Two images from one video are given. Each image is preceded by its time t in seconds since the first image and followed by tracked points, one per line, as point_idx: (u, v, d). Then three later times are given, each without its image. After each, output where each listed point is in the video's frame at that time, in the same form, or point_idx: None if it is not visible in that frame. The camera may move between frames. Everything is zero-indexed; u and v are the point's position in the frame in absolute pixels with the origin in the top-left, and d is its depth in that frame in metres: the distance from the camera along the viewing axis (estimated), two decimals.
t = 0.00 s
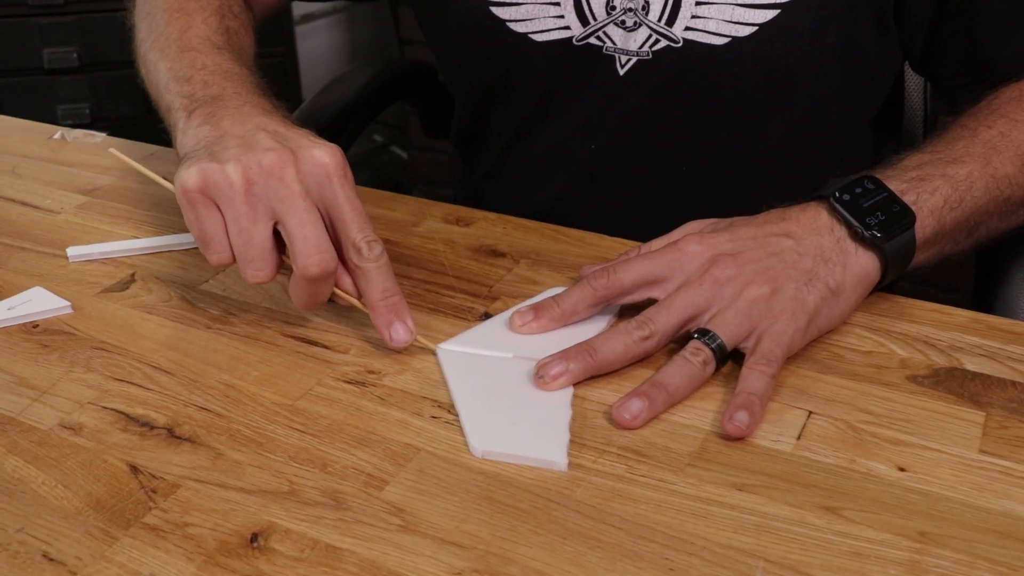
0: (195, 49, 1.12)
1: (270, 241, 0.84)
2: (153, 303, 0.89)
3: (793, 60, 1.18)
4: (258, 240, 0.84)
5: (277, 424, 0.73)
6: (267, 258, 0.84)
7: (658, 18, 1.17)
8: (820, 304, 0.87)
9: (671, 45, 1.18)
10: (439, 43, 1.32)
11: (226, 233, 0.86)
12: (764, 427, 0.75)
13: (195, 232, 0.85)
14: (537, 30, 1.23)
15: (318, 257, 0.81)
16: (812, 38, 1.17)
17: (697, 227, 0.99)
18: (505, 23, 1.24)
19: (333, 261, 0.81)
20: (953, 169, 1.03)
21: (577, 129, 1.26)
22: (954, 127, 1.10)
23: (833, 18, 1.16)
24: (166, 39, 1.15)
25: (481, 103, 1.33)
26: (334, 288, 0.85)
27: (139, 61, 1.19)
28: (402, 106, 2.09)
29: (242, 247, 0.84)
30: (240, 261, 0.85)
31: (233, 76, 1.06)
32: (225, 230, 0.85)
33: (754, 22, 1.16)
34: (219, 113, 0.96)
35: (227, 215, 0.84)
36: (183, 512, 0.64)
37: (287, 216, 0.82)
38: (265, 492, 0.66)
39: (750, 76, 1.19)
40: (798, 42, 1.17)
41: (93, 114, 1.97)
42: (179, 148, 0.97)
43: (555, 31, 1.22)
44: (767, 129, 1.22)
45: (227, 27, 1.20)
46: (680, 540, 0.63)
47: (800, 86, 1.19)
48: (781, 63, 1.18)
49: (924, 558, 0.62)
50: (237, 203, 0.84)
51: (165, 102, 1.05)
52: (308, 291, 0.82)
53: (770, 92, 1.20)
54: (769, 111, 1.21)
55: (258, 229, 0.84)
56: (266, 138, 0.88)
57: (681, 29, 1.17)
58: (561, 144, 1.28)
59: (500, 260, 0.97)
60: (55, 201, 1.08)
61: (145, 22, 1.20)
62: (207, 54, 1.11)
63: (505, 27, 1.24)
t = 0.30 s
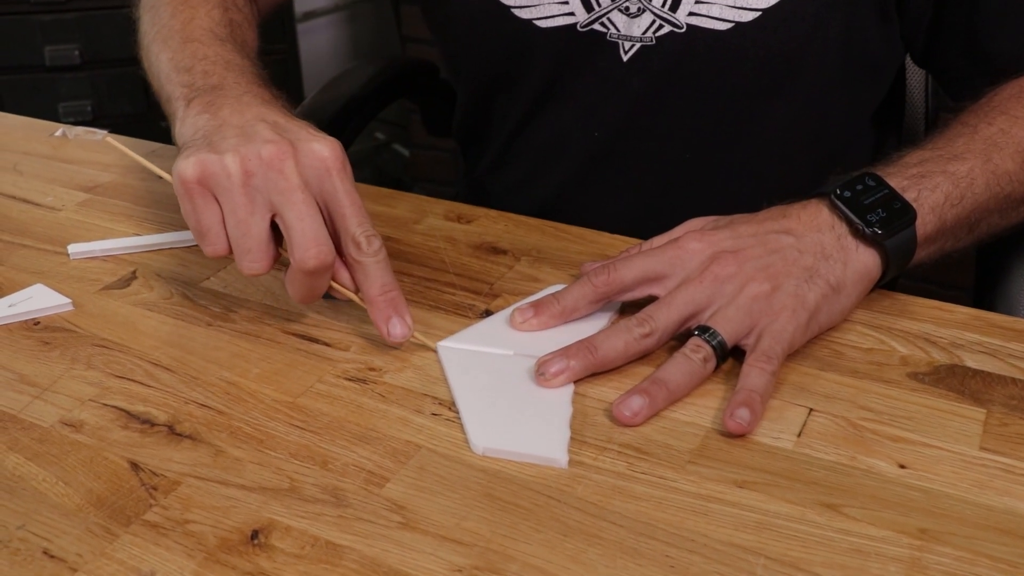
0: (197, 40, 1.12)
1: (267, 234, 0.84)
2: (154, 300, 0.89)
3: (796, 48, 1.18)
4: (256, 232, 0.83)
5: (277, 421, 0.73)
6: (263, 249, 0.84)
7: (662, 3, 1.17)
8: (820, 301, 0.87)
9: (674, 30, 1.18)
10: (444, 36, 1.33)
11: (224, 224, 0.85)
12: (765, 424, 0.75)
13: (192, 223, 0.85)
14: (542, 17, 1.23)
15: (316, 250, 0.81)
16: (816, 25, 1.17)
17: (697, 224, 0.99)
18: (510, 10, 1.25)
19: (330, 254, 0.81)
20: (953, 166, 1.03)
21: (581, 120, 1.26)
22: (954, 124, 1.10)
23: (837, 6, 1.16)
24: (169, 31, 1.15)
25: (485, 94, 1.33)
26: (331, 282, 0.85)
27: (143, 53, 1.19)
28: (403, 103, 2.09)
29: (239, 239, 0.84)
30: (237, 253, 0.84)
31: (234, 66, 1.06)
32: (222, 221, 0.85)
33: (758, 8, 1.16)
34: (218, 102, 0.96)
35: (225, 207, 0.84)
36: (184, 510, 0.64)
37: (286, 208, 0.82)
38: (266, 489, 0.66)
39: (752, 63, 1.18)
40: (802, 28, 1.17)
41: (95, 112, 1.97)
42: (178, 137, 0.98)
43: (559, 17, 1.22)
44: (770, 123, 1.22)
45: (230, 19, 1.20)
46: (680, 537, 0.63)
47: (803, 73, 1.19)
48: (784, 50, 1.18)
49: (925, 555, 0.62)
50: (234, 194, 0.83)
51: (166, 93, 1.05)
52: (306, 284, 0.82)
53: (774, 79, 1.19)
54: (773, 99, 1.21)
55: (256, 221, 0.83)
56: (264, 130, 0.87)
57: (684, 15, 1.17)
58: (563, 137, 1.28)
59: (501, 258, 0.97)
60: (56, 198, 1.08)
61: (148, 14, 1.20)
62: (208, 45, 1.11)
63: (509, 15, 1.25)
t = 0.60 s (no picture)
0: (224, 41, 1.12)
1: (317, 214, 0.83)
2: (155, 298, 0.89)
3: (800, 40, 1.18)
4: (306, 212, 0.83)
5: (278, 419, 0.73)
6: (314, 230, 0.84)
7: None
8: (820, 300, 0.87)
9: (679, 23, 1.18)
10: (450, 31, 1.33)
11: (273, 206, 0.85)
12: (765, 423, 0.75)
13: (241, 205, 0.85)
14: (548, 10, 1.23)
15: (370, 227, 0.81)
16: (820, 19, 1.17)
17: (698, 223, 0.99)
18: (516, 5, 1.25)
19: (384, 231, 0.81)
20: (953, 165, 1.03)
21: (584, 116, 1.26)
22: (954, 123, 1.10)
23: None
24: (194, 35, 1.15)
25: (490, 90, 1.33)
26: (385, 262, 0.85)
27: (166, 60, 1.19)
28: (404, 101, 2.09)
29: (290, 220, 0.83)
30: (288, 234, 0.84)
31: (266, 63, 1.06)
32: (272, 202, 0.85)
33: None
34: (258, 96, 0.96)
35: (275, 187, 0.84)
36: (185, 506, 0.64)
37: (336, 187, 0.82)
38: (266, 486, 0.66)
39: (756, 55, 1.19)
40: (807, 22, 1.17)
41: (97, 110, 1.98)
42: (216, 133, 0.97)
43: (565, 11, 1.22)
44: (772, 120, 1.22)
45: (253, 21, 1.20)
46: (680, 535, 0.63)
47: (805, 66, 1.19)
48: (788, 42, 1.18)
49: (924, 553, 0.62)
50: (284, 174, 0.83)
51: (197, 92, 1.05)
52: (359, 262, 0.82)
53: (779, 73, 1.20)
54: (777, 94, 1.21)
55: (305, 201, 0.83)
56: (312, 114, 0.87)
57: (689, 7, 1.18)
58: (567, 133, 1.28)
59: (502, 256, 0.98)
60: (58, 195, 1.08)
61: (170, 22, 1.21)
62: (236, 45, 1.11)
63: (515, 9, 1.25)
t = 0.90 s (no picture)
0: (235, 54, 1.12)
1: (340, 237, 0.83)
2: (158, 298, 0.89)
3: (806, 43, 1.18)
4: (329, 235, 0.83)
5: (281, 419, 0.73)
6: (336, 253, 0.83)
7: None
8: (822, 302, 0.87)
9: (686, 26, 1.18)
10: (456, 33, 1.33)
11: (294, 229, 0.85)
12: (766, 423, 0.75)
13: (263, 227, 0.84)
14: (555, 13, 1.23)
15: (394, 251, 0.81)
16: (826, 22, 1.17)
17: (700, 225, 1.00)
18: (523, 8, 1.25)
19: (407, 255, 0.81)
20: (955, 168, 1.03)
21: (586, 115, 1.26)
22: (956, 127, 1.10)
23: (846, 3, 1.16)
24: (202, 47, 1.15)
25: (494, 91, 1.33)
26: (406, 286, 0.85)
27: (173, 71, 1.18)
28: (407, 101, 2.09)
29: (311, 243, 0.83)
30: (309, 257, 0.84)
31: (280, 78, 1.06)
32: (293, 226, 0.84)
33: (769, 3, 1.17)
34: (275, 114, 0.96)
35: (297, 210, 0.83)
36: (189, 506, 0.64)
37: (360, 210, 0.82)
38: (269, 486, 0.66)
39: (763, 59, 1.19)
40: (811, 23, 1.17)
41: (99, 110, 1.99)
42: (232, 150, 0.97)
43: (573, 14, 1.22)
44: (774, 121, 1.22)
45: (262, 32, 1.20)
46: (681, 536, 0.63)
47: (810, 70, 1.19)
48: (794, 46, 1.18)
49: (924, 554, 0.63)
50: (307, 198, 0.83)
51: (211, 106, 1.05)
52: (381, 287, 0.82)
53: (782, 74, 1.20)
54: (781, 96, 1.21)
55: (329, 224, 0.83)
56: (333, 136, 0.87)
57: (696, 11, 1.18)
58: (571, 134, 1.28)
59: (504, 257, 0.98)
60: (61, 195, 1.09)
61: (176, 31, 1.21)
62: (247, 59, 1.11)
63: (521, 11, 1.25)
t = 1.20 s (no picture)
0: (232, 41, 1.13)
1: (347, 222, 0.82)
2: (160, 295, 0.89)
3: (807, 44, 1.18)
4: (337, 219, 0.82)
5: (282, 416, 0.73)
6: (341, 238, 0.83)
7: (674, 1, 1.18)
8: (822, 300, 0.87)
9: (687, 28, 1.18)
10: (458, 35, 1.33)
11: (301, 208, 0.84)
12: (766, 422, 0.75)
13: (269, 203, 0.83)
14: (555, 15, 1.23)
15: (402, 242, 0.80)
16: (826, 24, 1.17)
17: (700, 224, 1.00)
18: (523, 9, 1.25)
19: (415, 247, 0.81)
20: (956, 168, 1.03)
21: (587, 115, 1.27)
22: (957, 126, 1.10)
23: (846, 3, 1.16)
24: (198, 30, 1.15)
25: (495, 91, 1.33)
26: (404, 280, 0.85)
27: (163, 53, 1.18)
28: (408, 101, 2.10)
29: (319, 225, 0.82)
30: (313, 238, 0.83)
31: (275, 68, 1.07)
32: (300, 205, 0.83)
33: (768, 6, 1.17)
34: (280, 98, 0.96)
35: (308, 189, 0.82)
36: (190, 502, 0.65)
37: (373, 197, 0.81)
38: (270, 483, 0.67)
39: (764, 60, 1.19)
40: (811, 24, 1.17)
41: (101, 108, 1.99)
42: (230, 129, 0.97)
43: (572, 15, 1.22)
44: (774, 121, 1.22)
45: (259, 25, 1.20)
46: (681, 534, 0.63)
47: (811, 70, 1.20)
48: (795, 46, 1.18)
49: (923, 553, 0.63)
50: (321, 178, 0.82)
51: (205, 87, 1.04)
52: (383, 275, 0.82)
53: (782, 75, 1.20)
54: (782, 96, 1.21)
55: (338, 208, 0.82)
56: (346, 122, 0.87)
57: (697, 13, 1.18)
58: (572, 134, 1.29)
59: (505, 255, 0.98)
60: (64, 193, 1.09)
61: (168, 14, 1.20)
62: (244, 46, 1.12)
63: (522, 13, 1.25)
